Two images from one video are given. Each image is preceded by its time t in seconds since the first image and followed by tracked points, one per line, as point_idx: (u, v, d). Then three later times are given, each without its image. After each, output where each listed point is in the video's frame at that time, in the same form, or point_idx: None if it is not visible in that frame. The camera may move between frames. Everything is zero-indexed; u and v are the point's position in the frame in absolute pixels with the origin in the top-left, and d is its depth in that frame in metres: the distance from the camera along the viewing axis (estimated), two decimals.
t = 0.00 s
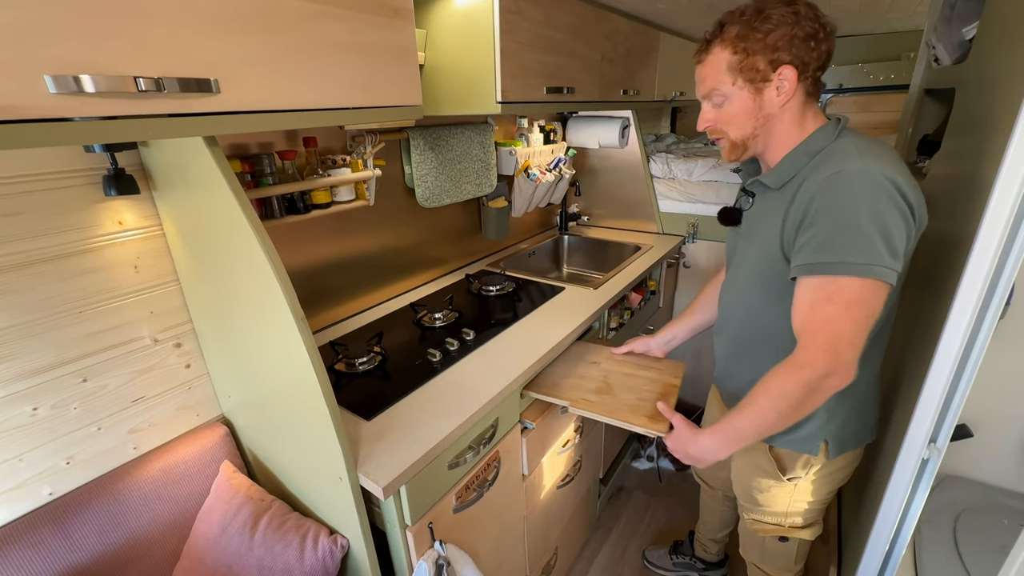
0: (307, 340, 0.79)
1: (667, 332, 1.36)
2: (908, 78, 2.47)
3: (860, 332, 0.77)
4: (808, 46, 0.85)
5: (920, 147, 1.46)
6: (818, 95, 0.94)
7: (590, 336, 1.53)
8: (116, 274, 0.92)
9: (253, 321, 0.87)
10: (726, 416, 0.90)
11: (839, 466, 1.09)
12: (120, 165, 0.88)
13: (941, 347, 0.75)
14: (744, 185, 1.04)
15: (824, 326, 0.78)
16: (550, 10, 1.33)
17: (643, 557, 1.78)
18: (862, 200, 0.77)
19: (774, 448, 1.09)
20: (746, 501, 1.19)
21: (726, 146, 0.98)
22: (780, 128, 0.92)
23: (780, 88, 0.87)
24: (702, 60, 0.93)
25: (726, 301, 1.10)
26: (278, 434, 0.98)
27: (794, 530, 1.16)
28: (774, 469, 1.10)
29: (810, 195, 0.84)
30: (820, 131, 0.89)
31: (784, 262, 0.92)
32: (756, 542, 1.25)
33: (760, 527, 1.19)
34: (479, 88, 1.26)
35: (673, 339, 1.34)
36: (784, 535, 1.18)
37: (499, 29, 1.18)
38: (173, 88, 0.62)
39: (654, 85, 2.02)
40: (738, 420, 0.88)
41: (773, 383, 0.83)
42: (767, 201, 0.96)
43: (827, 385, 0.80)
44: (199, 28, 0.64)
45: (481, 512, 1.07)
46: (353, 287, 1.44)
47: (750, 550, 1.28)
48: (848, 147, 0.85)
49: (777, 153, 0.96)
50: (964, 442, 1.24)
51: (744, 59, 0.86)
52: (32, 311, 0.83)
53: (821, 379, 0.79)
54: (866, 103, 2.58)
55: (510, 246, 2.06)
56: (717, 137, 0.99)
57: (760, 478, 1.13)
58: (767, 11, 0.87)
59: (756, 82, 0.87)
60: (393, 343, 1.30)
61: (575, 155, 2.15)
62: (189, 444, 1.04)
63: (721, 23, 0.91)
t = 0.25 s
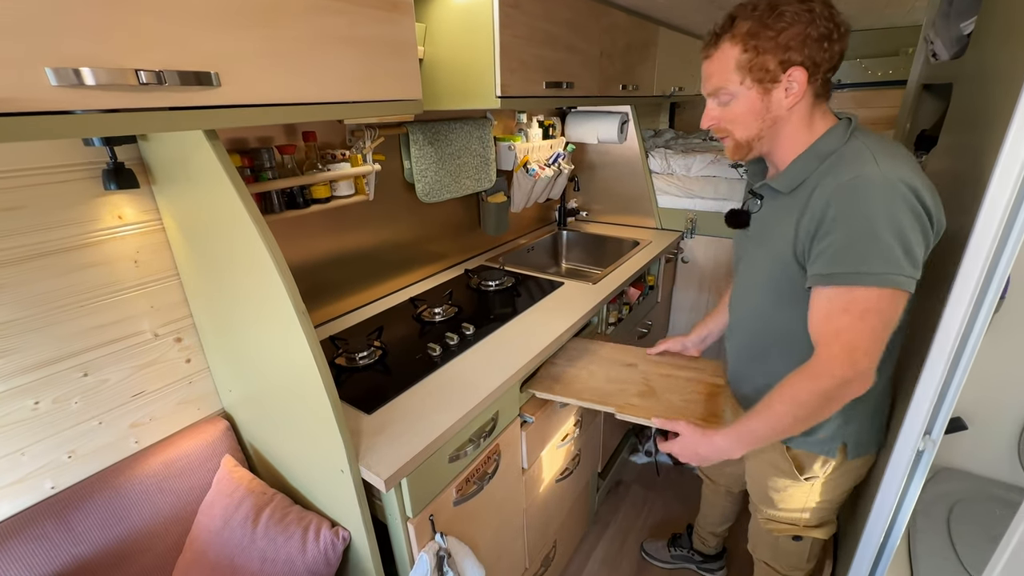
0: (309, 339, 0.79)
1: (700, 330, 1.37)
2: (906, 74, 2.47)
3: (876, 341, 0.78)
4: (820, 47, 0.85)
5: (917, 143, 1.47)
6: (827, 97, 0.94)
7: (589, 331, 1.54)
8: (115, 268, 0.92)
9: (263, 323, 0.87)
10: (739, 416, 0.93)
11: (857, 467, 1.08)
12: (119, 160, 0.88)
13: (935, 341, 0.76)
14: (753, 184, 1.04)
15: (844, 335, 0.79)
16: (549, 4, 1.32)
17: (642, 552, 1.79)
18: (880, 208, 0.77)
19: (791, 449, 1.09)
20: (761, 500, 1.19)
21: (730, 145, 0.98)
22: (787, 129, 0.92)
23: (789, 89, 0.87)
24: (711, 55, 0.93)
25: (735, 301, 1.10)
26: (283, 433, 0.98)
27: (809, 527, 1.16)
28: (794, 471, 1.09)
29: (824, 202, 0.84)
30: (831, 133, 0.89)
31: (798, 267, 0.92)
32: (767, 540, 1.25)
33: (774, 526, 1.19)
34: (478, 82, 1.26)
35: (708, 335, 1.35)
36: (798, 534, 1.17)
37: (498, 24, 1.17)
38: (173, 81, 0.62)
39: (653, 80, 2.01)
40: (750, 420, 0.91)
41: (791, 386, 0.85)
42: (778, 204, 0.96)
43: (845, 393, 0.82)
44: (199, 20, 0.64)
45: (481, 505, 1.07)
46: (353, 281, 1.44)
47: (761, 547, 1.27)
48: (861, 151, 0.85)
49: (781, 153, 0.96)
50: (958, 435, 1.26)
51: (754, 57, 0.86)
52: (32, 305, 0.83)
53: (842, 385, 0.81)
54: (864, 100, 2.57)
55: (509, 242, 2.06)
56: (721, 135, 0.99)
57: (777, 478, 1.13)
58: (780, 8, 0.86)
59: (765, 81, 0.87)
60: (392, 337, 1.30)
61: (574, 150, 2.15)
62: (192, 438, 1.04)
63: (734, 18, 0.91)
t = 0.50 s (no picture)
0: (312, 340, 0.79)
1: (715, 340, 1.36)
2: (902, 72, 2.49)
3: (902, 347, 0.76)
4: (807, 55, 0.86)
5: (912, 141, 1.48)
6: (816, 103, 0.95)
7: (587, 329, 1.54)
8: (115, 268, 0.92)
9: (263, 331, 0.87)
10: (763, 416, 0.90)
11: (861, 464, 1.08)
12: (118, 159, 0.88)
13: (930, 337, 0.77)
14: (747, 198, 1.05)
15: (859, 345, 0.77)
16: (547, 3, 1.33)
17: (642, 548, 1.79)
18: (882, 215, 0.76)
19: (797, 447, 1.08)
20: (765, 496, 1.20)
21: (722, 156, 0.98)
22: (778, 138, 0.93)
23: (779, 98, 0.88)
24: (698, 68, 0.94)
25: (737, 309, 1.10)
26: (285, 435, 0.99)
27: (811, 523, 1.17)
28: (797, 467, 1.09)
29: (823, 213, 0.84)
30: (820, 141, 0.90)
31: (803, 277, 0.92)
32: (770, 536, 1.25)
33: (778, 522, 1.20)
34: (477, 81, 1.26)
35: (726, 342, 1.35)
36: (801, 529, 1.18)
37: (497, 23, 1.18)
38: (174, 81, 0.62)
39: (650, 79, 2.02)
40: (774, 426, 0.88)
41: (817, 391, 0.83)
42: (772, 215, 0.97)
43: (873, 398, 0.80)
44: (199, 21, 0.64)
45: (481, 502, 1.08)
46: (352, 280, 1.44)
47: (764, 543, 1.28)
48: (852, 158, 0.86)
49: (775, 162, 0.96)
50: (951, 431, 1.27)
51: (743, 68, 0.87)
52: (33, 305, 0.84)
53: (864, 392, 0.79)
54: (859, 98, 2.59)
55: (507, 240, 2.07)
56: (714, 146, 1.00)
57: (780, 474, 1.13)
58: (766, 18, 0.87)
59: (755, 92, 0.88)
60: (392, 336, 1.30)
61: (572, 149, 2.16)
62: (192, 437, 1.04)
63: (720, 29, 0.91)
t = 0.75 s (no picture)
0: (313, 334, 0.80)
1: (703, 330, 1.37)
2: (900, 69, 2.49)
3: (934, 337, 0.74)
4: (801, 50, 0.86)
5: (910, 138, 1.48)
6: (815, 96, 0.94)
7: (586, 326, 1.55)
8: (116, 264, 0.92)
9: (265, 326, 0.87)
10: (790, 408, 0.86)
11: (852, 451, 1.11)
12: (118, 156, 0.88)
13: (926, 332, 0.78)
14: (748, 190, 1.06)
15: (888, 337, 0.76)
16: None
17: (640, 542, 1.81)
18: (898, 206, 0.76)
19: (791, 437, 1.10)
20: (759, 486, 1.21)
21: (718, 150, 0.99)
22: (774, 133, 0.93)
23: (771, 95, 0.88)
24: (695, 62, 0.94)
25: (739, 304, 1.11)
26: (287, 430, 0.99)
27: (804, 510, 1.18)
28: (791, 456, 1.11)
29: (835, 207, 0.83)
30: (821, 137, 0.90)
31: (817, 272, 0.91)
32: (765, 526, 1.27)
33: (772, 511, 1.21)
34: (477, 78, 1.26)
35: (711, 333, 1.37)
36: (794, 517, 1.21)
37: (497, 20, 1.18)
38: (176, 78, 0.62)
39: (650, 75, 2.02)
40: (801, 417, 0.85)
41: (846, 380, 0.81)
42: (776, 211, 0.97)
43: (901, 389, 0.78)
44: (200, 17, 0.64)
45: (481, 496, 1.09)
46: (352, 276, 1.45)
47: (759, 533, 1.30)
48: (854, 152, 0.86)
49: (773, 155, 0.96)
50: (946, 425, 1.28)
51: (735, 65, 0.88)
52: (34, 302, 0.84)
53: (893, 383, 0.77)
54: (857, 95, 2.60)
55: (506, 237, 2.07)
56: (710, 140, 1.01)
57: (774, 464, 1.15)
58: (760, 13, 0.87)
59: (747, 88, 0.88)
60: (392, 332, 1.31)
61: (571, 146, 2.16)
62: (193, 433, 1.05)
63: (716, 24, 0.92)
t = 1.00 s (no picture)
0: (313, 330, 0.80)
1: (681, 295, 1.40)
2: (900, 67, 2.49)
3: (911, 322, 0.77)
4: (796, 43, 0.86)
5: (909, 136, 1.48)
6: (819, 89, 0.94)
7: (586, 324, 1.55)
8: (115, 262, 0.92)
9: (264, 319, 0.86)
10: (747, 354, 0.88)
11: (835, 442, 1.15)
12: (118, 153, 0.88)
13: (924, 330, 0.78)
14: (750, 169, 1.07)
15: (865, 317, 0.78)
16: None
17: (641, 539, 1.83)
18: (899, 193, 0.78)
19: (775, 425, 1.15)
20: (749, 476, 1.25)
21: (722, 132, 1.04)
22: (770, 119, 0.96)
23: (763, 84, 0.91)
24: (706, 45, 0.98)
25: (733, 287, 1.12)
26: (285, 425, 0.99)
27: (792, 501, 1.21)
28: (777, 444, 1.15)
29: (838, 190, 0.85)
30: (830, 125, 0.91)
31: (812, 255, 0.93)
32: (756, 518, 1.29)
33: (761, 500, 1.24)
34: (477, 76, 1.26)
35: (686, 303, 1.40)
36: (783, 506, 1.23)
37: (497, 17, 1.18)
38: (175, 74, 0.62)
39: (649, 73, 2.02)
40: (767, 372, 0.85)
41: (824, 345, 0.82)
42: (780, 194, 0.98)
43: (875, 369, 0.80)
44: (199, 14, 0.64)
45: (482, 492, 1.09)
46: (351, 274, 1.45)
47: (751, 526, 1.31)
48: (864, 141, 0.88)
49: (772, 140, 0.99)
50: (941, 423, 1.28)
51: (732, 52, 0.92)
52: (34, 299, 0.84)
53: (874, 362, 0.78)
54: (858, 92, 2.62)
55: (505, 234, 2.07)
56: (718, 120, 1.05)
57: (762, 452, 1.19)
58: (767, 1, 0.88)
59: (741, 75, 0.92)
60: (392, 330, 1.31)
61: (570, 144, 2.16)
62: (193, 431, 1.05)
63: (730, 9, 0.94)
